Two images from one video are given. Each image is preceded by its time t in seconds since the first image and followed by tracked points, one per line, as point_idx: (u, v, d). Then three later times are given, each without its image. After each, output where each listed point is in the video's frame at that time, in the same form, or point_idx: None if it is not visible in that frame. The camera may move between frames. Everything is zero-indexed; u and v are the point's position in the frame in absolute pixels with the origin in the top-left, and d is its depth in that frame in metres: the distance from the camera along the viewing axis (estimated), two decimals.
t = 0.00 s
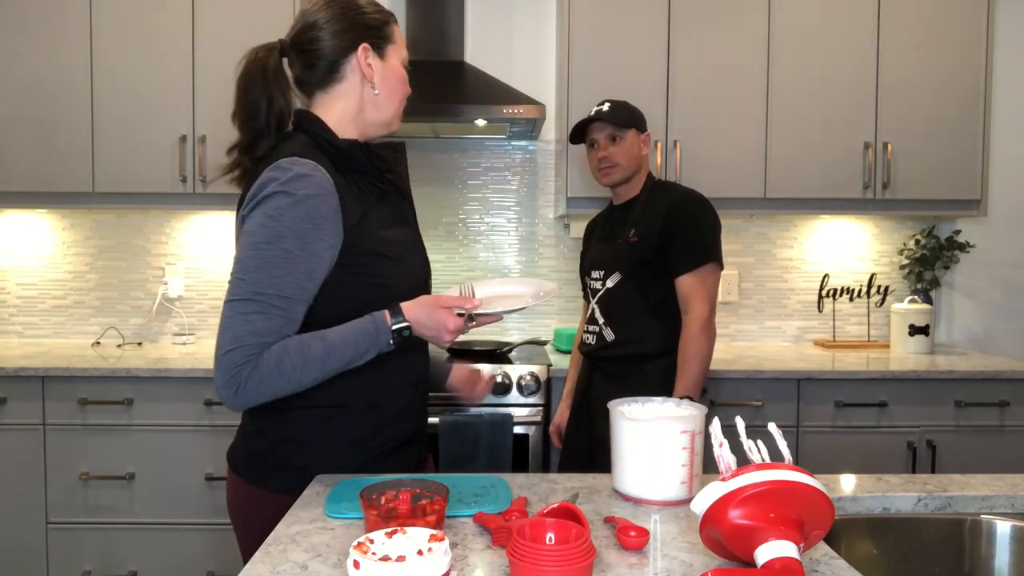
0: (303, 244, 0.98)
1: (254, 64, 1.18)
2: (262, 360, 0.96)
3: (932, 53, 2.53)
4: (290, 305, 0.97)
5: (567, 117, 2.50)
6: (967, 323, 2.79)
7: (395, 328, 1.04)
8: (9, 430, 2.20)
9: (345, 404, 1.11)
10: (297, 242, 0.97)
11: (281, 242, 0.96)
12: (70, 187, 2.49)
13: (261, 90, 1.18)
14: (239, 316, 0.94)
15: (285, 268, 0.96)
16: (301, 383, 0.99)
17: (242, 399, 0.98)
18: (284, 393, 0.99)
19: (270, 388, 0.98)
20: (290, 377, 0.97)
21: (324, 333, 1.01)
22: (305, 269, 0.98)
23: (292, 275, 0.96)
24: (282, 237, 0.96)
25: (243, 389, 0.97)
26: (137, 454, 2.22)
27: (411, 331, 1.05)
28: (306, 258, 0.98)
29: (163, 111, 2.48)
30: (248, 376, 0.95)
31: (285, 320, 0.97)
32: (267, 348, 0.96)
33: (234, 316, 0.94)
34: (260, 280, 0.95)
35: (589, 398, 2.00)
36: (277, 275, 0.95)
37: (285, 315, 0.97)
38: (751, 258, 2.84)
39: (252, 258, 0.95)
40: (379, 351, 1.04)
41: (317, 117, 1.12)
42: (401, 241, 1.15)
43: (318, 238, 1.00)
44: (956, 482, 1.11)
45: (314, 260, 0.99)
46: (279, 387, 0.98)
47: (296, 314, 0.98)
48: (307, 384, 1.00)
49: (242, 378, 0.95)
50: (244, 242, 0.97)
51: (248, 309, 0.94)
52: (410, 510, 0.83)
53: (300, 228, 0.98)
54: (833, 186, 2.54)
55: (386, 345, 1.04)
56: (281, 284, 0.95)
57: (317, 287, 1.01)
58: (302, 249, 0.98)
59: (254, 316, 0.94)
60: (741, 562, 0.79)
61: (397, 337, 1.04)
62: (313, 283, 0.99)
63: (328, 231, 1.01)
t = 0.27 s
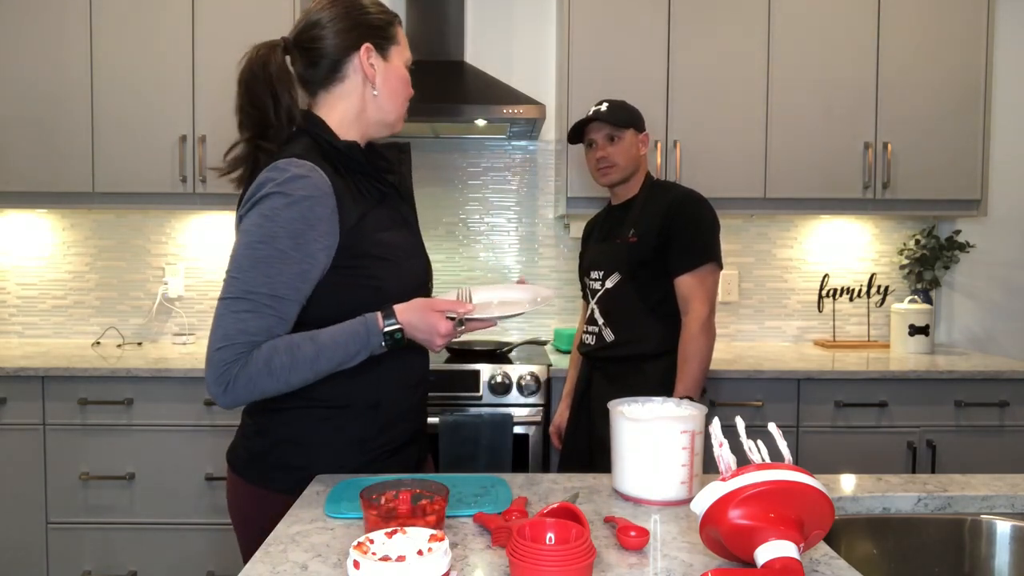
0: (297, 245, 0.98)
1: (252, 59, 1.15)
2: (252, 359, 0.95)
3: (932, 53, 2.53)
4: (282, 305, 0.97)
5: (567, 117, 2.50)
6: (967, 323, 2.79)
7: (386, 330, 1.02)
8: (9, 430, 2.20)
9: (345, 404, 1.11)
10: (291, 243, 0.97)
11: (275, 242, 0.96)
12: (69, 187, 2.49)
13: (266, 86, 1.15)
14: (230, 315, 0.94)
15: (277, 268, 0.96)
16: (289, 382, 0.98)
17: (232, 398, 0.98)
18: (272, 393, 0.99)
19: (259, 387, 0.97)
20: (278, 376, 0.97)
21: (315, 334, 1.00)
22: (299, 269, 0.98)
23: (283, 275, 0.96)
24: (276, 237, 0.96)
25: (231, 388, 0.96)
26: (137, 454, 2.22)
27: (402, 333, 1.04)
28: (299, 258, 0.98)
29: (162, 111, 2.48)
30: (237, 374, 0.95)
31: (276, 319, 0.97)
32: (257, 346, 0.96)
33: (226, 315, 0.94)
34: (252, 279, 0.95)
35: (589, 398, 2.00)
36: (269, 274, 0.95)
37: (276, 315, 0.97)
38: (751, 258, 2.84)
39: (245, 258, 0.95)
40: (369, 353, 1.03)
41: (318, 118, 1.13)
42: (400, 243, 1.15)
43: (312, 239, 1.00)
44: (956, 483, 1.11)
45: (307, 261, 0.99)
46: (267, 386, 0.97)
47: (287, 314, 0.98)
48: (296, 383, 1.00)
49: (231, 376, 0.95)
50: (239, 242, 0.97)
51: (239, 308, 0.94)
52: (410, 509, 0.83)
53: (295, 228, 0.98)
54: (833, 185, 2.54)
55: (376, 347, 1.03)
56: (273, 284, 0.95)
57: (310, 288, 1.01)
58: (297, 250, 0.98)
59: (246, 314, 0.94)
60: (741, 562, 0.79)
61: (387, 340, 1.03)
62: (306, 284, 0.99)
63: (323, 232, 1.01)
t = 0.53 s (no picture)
0: (295, 245, 0.98)
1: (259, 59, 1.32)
2: (249, 358, 0.95)
3: (931, 53, 2.53)
4: (280, 305, 0.97)
5: (566, 117, 2.50)
6: (967, 323, 2.79)
7: (384, 330, 1.01)
8: (9, 430, 2.20)
9: (344, 402, 1.11)
10: (289, 243, 0.97)
11: (273, 242, 0.96)
12: (69, 187, 2.49)
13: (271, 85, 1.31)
14: (228, 314, 0.95)
15: (274, 268, 0.96)
16: (287, 382, 0.98)
17: (229, 397, 0.98)
18: (269, 392, 0.98)
19: (256, 386, 0.97)
20: (275, 376, 0.96)
21: (313, 333, 0.99)
22: (296, 269, 0.98)
23: (280, 275, 0.96)
24: (273, 237, 0.96)
25: (229, 387, 0.96)
26: (137, 454, 2.22)
27: (400, 334, 1.03)
28: (297, 258, 0.98)
29: (162, 110, 2.48)
30: (234, 373, 0.94)
31: (274, 319, 0.97)
32: (254, 346, 0.96)
33: (224, 314, 0.95)
34: (249, 279, 0.95)
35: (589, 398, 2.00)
36: (267, 274, 0.95)
37: (274, 315, 0.97)
38: (751, 258, 2.84)
39: (243, 258, 0.95)
40: (368, 353, 1.02)
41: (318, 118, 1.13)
42: (398, 243, 1.15)
43: (310, 239, 1.00)
44: (956, 483, 1.11)
45: (305, 261, 0.99)
46: (265, 386, 0.97)
47: (285, 314, 0.98)
48: (294, 383, 0.99)
49: (229, 375, 0.95)
50: (237, 240, 0.97)
51: (237, 307, 0.95)
52: (410, 510, 0.83)
53: (292, 228, 0.98)
54: (833, 185, 2.54)
55: (375, 346, 1.02)
56: (270, 284, 0.96)
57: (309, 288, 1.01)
58: (294, 249, 0.98)
59: (242, 313, 0.95)
60: (741, 562, 0.79)
61: (386, 340, 1.02)
62: (303, 284, 0.99)
63: (321, 232, 1.01)
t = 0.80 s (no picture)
0: (292, 241, 0.98)
1: (265, 58, 1.12)
2: (242, 353, 0.95)
3: (932, 53, 2.53)
4: (274, 301, 0.97)
5: (566, 117, 2.50)
6: (967, 323, 2.79)
7: (378, 327, 1.01)
8: (9, 430, 2.20)
9: (344, 402, 1.11)
10: (286, 239, 0.97)
11: (269, 237, 0.96)
12: (69, 187, 2.49)
13: (285, 80, 1.10)
14: (223, 309, 0.95)
15: (270, 263, 0.96)
16: (280, 378, 0.98)
17: (223, 391, 0.98)
18: (262, 388, 0.98)
19: (249, 381, 0.97)
20: (268, 372, 0.96)
21: (306, 330, 0.99)
22: (293, 266, 0.98)
23: (276, 271, 0.96)
24: (271, 232, 0.96)
25: (222, 381, 0.96)
26: (137, 454, 2.22)
27: (395, 330, 1.01)
28: (294, 254, 0.98)
29: (162, 111, 2.48)
30: (227, 368, 0.95)
31: (268, 314, 0.97)
32: (248, 341, 0.96)
33: (219, 309, 0.95)
34: (245, 274, 0.95)
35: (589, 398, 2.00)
36: (262, 270, 0.95)
37: (268, 310, 0.96)
38: (751, 258, 2.84)
39: (240, 253, 0.95)
40: (363, 350, 1.02)
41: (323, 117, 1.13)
42: (397, 242, 1.15)
43: (308, 235, 1.00)
44: (956, 483, 1.11)
45: (301, 257, 0.99)
46: (258, 382, 0.97)
47: (279, 310, 0.98)
48: (287, 379, 0.99)
49: (223, 370, 0.95)
50: (235, 235, 0.98)
51: (232, 302, 0.94)
52: (411, 510, 0.83)
53: (290, 224, 0.98)
54: (833, 185, 2.54)
55: (369, 343, 1.01)
56: (265, 279, 0.95)
57: (305, 284, 1.01)
58: (291, 246, 0.98)
59: (237, 308, 0.94)
60: (741, 562, 0.79)
61: (380, 337, 1.01)
62: (299, 280, 0.99)
63: (319, 229, 1.01)
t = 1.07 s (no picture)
0: (294, 241, 0.98)
1: (268, 60, 1.11)
2: (242, 352, 0.95)
3: (932, 53, 2.53)
4: (275, 301, 0.97)
5: (566, 117, 2.50)
6: (967, 323, 2.79)
7: (380, 331, 1.01)
8: (9, 430, 2.20)
9: (344, 402, 1.11)
10: (288, 239, 0.97)
11: (271, 237, 0.96)
12: (69, 187, 2.49)
13: (286, 81, 1.09)
14: (224, 308, 0.95)
15: (271, 263, 0.96)
16: (280, 378, 0.98)
17: (223, 390, 0.98)
18: (262, 387, 0.98)
19: (249, 381, 0.97)
20: (268, 372, 0.96)
21: (308, 331, 0.99)
22: (294, 266, 0.98)
23: (276, 270, 0.96)
24: (272, 232, 0.96)
25: (222, 379, 0.96)
26: (137, 454, 2.22)
27: (395, 334, 1.01)
28: (294, 254, 0.98)
29: (162, 110, 2.48)
30: (227, 367, 0.94)
31: (269, 314, 0.97)
32: (248, 341, 0.96)
33: (219, 308, 0.95)
34: (246, 274, 0.95)
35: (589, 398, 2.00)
36: (263, 269, 0.95)
37: (270, 310, 0.97)
38: (751, 258, 2.84)
39: (242, 253, 0.95)
40: (364, 353, 1.02)
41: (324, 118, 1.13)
42: (397, 243, 1.15)
43: (309, 236, 1.00)
44: (956, 483, 1.11)
45: (303, 257, 0.99)
46: (258, 381, 0.97)
47: (280, 310, 0.98)
48: (287, 380, 0.99)
49: (223, 368, 0.95)
50: (237, 235, 0.98)
51: (233, 301, 0.95)
52: (411, 510, 0.83)
53: (292, 225, 0.98)
54: (833, 185, 2.54)
55: (370, 347, 1.01)
56: (266, 279, 0.96)
57: (307, 285, 1.01)
58: (293, 246, 0.98)
59: (239, 307, 0.95)
60: (741, 562, 0.79)
61: (381, 340, 1.01)
62: (300, 281, 0.99)
63: (320, 229, 1.02)
